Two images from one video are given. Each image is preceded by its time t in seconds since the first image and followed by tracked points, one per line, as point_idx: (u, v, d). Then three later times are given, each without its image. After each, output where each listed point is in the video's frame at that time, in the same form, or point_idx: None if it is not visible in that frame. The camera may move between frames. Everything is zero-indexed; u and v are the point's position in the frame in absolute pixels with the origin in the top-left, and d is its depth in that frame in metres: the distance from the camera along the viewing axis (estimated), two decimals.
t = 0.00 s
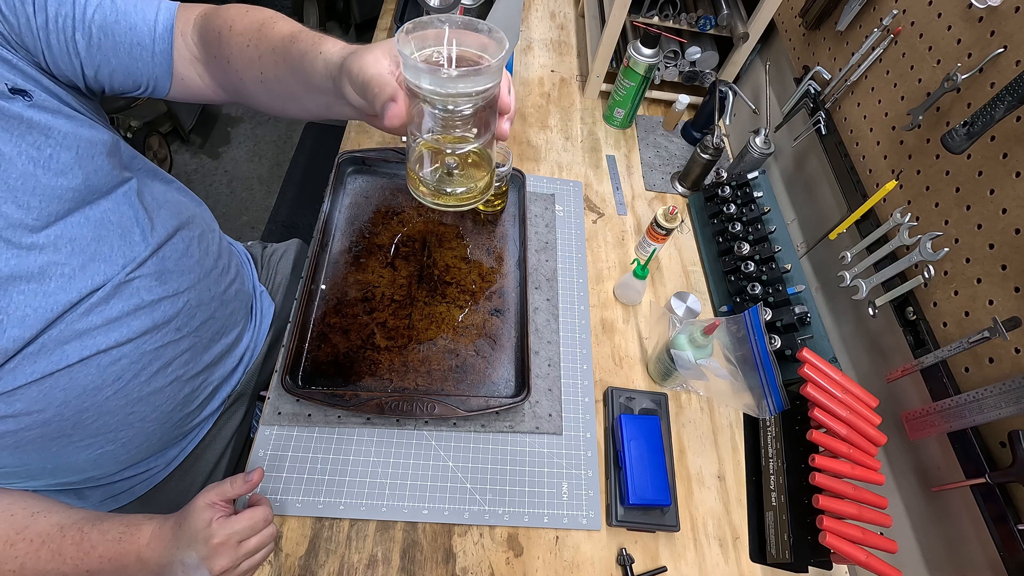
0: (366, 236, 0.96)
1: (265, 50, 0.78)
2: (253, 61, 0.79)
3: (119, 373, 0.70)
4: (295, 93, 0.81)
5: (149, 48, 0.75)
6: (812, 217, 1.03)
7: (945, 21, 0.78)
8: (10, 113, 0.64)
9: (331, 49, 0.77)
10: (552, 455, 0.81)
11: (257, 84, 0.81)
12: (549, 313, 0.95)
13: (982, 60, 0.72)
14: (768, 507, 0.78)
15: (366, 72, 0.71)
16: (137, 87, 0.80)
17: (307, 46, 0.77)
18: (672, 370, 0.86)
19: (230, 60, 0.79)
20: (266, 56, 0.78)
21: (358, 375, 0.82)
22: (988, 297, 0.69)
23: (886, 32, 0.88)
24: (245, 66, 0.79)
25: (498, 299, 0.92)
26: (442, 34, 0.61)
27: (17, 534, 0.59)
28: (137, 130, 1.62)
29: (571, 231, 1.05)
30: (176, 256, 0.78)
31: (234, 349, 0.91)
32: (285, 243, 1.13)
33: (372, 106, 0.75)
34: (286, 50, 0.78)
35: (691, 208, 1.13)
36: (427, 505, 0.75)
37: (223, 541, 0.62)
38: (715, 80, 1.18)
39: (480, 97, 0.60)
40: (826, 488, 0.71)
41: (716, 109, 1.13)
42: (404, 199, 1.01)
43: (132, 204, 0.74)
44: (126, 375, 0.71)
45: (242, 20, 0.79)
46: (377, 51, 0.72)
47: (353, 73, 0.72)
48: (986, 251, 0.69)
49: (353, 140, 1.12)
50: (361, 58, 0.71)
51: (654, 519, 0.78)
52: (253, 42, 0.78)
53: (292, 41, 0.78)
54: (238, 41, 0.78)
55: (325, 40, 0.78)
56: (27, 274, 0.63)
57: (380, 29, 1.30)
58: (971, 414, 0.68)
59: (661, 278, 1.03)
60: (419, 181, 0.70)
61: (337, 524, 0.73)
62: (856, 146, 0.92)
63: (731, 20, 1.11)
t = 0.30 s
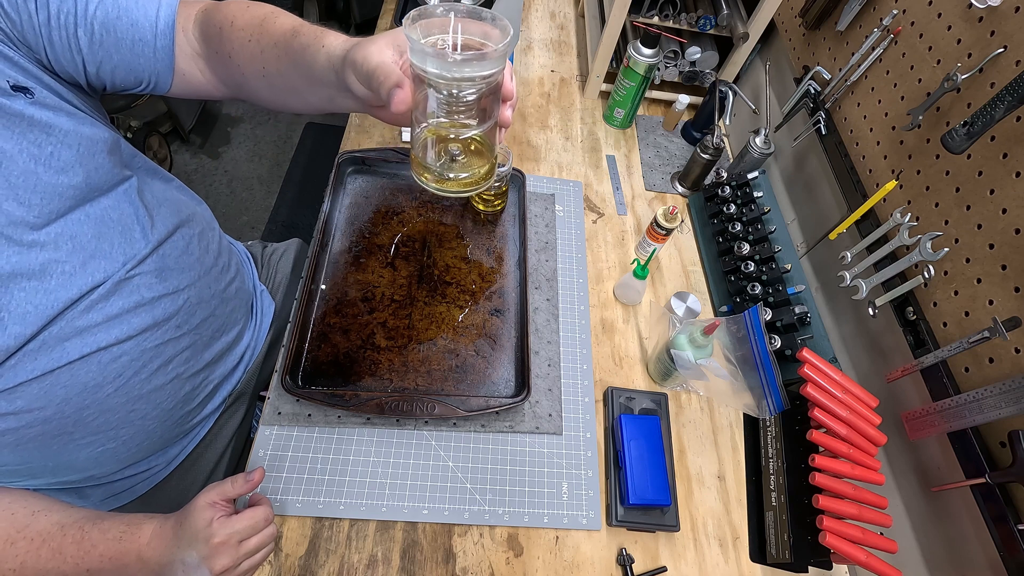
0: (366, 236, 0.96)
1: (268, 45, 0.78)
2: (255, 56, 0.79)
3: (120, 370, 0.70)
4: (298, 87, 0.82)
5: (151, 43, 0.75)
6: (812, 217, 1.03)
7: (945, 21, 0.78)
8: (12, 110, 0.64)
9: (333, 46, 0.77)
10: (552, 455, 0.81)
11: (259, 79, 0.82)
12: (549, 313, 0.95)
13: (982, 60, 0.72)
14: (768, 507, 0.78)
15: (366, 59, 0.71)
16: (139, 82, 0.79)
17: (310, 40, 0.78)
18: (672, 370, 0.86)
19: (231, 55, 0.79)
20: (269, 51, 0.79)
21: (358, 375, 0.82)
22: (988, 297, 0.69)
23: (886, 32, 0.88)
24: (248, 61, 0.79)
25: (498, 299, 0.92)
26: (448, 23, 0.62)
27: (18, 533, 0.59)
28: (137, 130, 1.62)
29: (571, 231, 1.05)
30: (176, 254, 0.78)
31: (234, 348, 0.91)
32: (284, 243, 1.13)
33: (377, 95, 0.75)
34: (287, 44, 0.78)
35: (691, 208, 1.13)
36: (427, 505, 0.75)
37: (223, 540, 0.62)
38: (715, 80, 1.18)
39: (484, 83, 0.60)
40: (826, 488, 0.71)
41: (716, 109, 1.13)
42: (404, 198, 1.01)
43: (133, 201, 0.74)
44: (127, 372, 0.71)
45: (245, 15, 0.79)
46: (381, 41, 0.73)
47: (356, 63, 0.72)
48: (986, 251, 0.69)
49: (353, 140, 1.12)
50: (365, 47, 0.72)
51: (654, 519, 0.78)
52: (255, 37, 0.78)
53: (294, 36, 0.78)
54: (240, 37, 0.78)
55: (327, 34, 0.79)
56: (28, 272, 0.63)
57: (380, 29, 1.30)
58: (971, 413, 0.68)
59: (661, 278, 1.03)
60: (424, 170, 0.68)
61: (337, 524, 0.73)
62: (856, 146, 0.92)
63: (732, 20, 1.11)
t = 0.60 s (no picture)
0: (366, 236, 0.96)
1: (271, 49, 0.79)
2: (256, 60, 0.79)
3: (120, 369, 0.70)
4: (299, 90, 0.82)
5: (154, 46, 0.75)
6: (811, 217, 1.03)
7: (945, 21, 0.78)
8: (16, 110, 0.64)
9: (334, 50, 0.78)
10: (552, 455, 0.81)
11: (260, 82, 0.82)
12: (549, 313, 0.95)
13: (982, 60, 0.72)
14: (768, 507, 0.78)
15: (369, 58, 0.71)
16: (141, 85, 0.79)
17: (310, 45, 0.78)
18: (672, 370, 0.86)
19: (234, 59, 0.79)
20: (272, 55, 0.79)
21: (358, 375, 0.82)
22: (988, 297, 0.69)
23: (886, 32, 0.88)
24: (249, 64, 0.79)
25: (498, 299, 0.92)
26: (453, 20, 0.62)
27: (18, 531, 0.59)
28: (137, 130, 1.62)
29: (571, 231, 1.05)
30: (176, 253, 0.78)
31: (234, 348, 0.91)
32: (284, 243, 1.13)
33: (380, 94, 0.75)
34: (288, 49, 0.78)
35: (691, 208, 1.13)
36: (427, 505, 0.75)
37: (223, 539, 0.62)
38: (715, 80, 1.18)
39: (489, 75, 0.60)
40: (826, 487, 0.71)
41: (716, 109, 1.13)
42: (404, 198, 1.01)
43: (133, 200, 0.74)
44: (127, 370, 0.71)
45: (247, 20, 0.79)
46: (383, 41, 0.73)
47: (358, 64, 0.72)
48: (986, 251, 0.69)
49: (353, 140, 1.12)
50: (367, 48, 0.72)
51: (654, 519, 0.78)
52: (257, 41, 0.78)
53: (296, 40, 0.79)
54: (242, 40, 0.78)
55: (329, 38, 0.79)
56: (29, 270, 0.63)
57: (380, 29, 1.30)
58: (971, 413, 0.68)
59: (661, 278, 1.03)
60: (427, 164, 0.67)
61: (337, 524, 0.73)
62: (856, 146, 0.92)
63: (732, 20, 1.11)
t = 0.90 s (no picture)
0: (366, 236, 0.96)
1: (269, 53, 0.79)
2: (255, 63, 0.79)
3: (121, 368, 0.70)
4: (295, 92, 0.82)
5: (157, 49, 0.75)
6: (812, 217, 1.03)
7: (945, 21, 0.77)
8: (18, 110, 0.64)
9: (331, 54, 0.78)
10: (552, 455, 0.81)
11: (258, 85, 0.82)
12: (549, 313, 0.95)
13: (982, 60, 0.72)
14: (768, 507, 0.78)
15: (360, 58, 0.71)
16: (140, 88, 0.79)
17: (308, 48, 0.78)
18: (672, 370, 0.86)
19: (233, 62, 0.79)
20: (270, 60, 0.79)
21: (358, 375, 0.82)
22: (988, 297, 0.69)
23: (886, 32, 0.88)
24: (247, 67, 0.79)
25: (498, 298, 0.92)
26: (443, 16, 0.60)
27: (18, 530, 0.59)
28: (137, 130, 1.62)
29: (571, 231, 1.05)
30: (176, 252, 0.78)
31: (234, 347, 0.91)
32: (284, 242, 1.13)
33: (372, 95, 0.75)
34: (286, 52, 0.78)
35: (691, 208, 1.13)
36: (427, 505, 0.75)
37: (223, 539, 0.62)
38: (715, 80, 1.18)
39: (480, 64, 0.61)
40: (826, 487, 0.71)
41: (716, 109, 1.13)
42: (404, 198, 1.01)
43: (134, 200, 0.74)
44: (127, 369, 0.71)
45: (247, 25, 0.79)
46: (375, 43, 0.73)
47: (351, 64, 0.73)
48: (986, 252, 0.69)
49: (354, 140, 1.11)
50: (360, 49, 0.72)
51: (654, 519, 0.78)
52: (256, 45, 0.79)
53: (294, 44, 0.79)
54: (241, 44, 0.78)
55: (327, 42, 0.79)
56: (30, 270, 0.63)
57: (380, 29, 1.30)
58: (971, 414, 0.68)
59: (661, 278, 1.03)
60: (423, 169, 0.65)
61: (337, 524, 0.73)
62: (856, 146, 0.92)
63: (732, 20, 1.11)
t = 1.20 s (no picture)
0: (366, 236, 0.96)
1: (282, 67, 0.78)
2: (267, 77, 0.79)
3: (121, 368, 0.70)
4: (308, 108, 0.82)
5: (166, 54, 0.75)
6: (812, 217, 1.03)
7: (945, 21, 0.78)
8: (24, 112, 0.64)
9: (345, 79, 0.77)
10: (552, 455, 0.81)
11: (268, 96, 0.82)
12: (549, 313, 0.95)
13: (982, 60, 0.72)
14: (768, 507, 0.78)
15: (378, 110, 0.73)
16: (152, 92, 0.79)
17: (323, 70, 0.78)
18: (672, 370, 0.86)
19: (244, 73, 0.79)
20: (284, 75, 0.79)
21: (358, 375, 0.82)
22: (988, 297, 0.69)
23: (886, 32, 0.88)
24: (259, 79, 0.79)
25: (498, 299, 0.92)
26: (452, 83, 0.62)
27: (18, 530, 0.59)
28: (137, 130, 1.62)
29: (571, 231, 1.05)
30: (177, 253, 0.78)
31: (234, 347, 0.90)
32: (284, 242, 1.13)
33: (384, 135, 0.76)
34: (301, 71, 0.78)
35: (691, 208, 1.13)
36: (427, 505, 0.75)
37: (224, 539, 0.62)
38: (715, 80, 1.18)
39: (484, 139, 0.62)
40: (826, 487, 0.71)
41: (716, 109, 1.13)
42: (404, 198, 1.01)
43: (135, 201, 0.74)
44: (128, 370, 0.71)
45: (258, 35, 0.78)
46: (391, 85, 0.74)
47: (368, 104, 0.73)
48: (986, 251, 0.69)
49: (353, 140, 1.11)
50: (377, 89, 0.73)
51: (654, 519, 0.78)
52: (268, 58, 0.78)
53: (308, 62, 0.78)
54: (253, 56, 0.78)
55: (340, 66, 0.78)
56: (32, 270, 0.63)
57: (380, 29, 1.30)
58: (971, 414, 0.68)
59: (661, 278, 1.03)
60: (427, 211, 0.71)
61: (337, 524, 0.73)
62: (856, 146, 0.92)
63: (731, 20, 1.11)
